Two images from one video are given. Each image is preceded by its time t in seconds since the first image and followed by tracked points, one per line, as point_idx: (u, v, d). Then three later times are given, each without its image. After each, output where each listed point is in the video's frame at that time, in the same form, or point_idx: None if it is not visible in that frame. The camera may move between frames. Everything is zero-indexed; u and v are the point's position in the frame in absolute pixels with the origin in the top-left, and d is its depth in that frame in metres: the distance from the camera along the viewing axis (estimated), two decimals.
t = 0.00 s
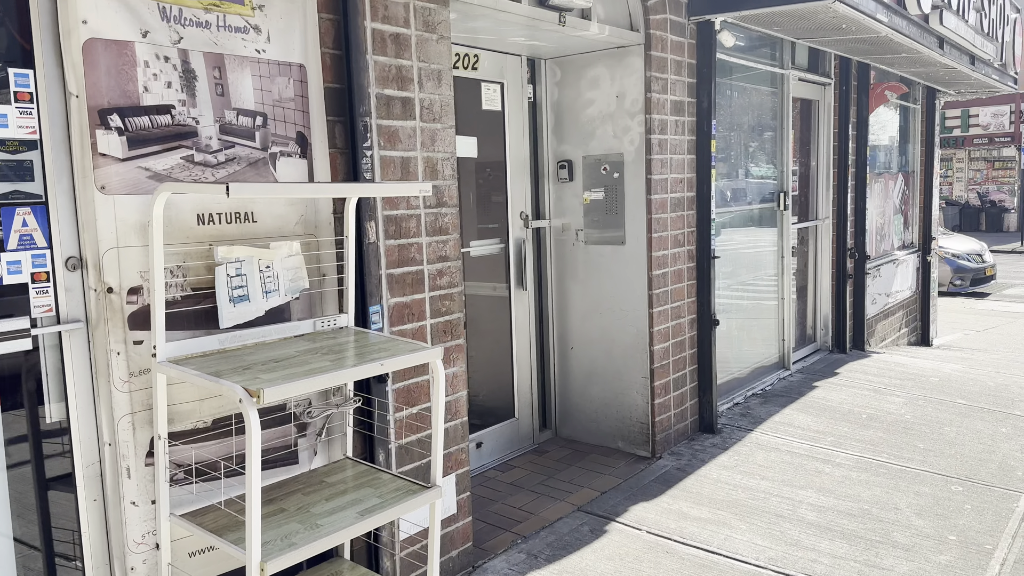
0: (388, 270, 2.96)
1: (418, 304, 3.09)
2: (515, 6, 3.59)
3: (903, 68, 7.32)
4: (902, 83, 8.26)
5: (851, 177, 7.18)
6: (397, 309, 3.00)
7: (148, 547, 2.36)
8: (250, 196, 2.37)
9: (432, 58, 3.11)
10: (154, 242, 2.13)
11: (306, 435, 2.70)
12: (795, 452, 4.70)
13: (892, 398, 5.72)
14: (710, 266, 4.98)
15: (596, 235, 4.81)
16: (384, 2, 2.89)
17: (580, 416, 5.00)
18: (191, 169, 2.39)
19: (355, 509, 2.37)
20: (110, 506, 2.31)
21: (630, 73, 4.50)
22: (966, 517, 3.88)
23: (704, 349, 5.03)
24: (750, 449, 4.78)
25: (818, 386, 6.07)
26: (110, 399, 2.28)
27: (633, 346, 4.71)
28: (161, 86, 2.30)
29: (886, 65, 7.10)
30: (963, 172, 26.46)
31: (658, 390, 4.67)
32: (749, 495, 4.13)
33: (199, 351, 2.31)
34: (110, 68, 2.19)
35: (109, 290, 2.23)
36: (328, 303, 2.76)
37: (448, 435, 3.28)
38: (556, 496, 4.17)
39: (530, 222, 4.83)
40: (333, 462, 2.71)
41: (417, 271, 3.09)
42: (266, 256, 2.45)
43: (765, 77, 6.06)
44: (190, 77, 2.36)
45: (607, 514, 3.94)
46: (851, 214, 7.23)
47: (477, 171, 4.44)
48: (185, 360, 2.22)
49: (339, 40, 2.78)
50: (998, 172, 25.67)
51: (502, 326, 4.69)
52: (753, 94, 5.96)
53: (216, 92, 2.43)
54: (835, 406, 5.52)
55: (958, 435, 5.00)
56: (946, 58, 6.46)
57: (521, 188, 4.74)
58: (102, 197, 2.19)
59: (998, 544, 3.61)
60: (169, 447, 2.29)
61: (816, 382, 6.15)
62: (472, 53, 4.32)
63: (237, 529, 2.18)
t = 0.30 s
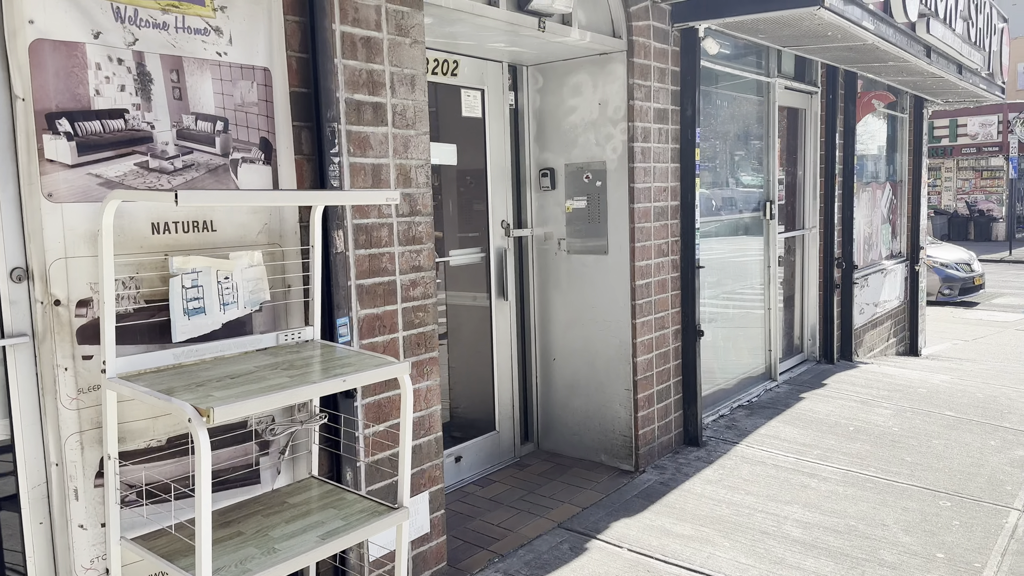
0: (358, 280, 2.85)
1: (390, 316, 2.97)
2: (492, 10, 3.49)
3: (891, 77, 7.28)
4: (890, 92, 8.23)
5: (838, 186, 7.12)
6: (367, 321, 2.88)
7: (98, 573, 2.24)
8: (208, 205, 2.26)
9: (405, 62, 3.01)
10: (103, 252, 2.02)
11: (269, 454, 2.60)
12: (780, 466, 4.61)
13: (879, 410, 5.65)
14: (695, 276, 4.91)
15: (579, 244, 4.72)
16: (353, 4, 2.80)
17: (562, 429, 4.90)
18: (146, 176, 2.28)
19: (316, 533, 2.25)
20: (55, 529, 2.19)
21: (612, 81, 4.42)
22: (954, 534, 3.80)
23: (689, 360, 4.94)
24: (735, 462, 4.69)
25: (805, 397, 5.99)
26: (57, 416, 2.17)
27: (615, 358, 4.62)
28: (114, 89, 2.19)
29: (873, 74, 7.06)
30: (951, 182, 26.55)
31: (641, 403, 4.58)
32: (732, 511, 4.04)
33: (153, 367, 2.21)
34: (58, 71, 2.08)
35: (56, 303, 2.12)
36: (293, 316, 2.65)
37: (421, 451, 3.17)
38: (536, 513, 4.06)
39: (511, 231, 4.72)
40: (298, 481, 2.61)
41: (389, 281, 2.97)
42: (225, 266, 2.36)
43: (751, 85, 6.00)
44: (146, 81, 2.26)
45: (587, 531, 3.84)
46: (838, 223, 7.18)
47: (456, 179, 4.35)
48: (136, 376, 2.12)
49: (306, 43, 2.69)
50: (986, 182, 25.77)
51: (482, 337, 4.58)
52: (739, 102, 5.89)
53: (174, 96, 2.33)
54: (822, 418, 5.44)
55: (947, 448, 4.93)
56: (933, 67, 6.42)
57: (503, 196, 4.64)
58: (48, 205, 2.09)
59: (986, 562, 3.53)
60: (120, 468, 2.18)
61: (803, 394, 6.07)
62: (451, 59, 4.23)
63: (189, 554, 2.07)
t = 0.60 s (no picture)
0: (313, 292, 2.73)
1: (348, 329, 2.85)
2: (459, 15, 3.39)
3: (873, 88, 7.24)
4: (872, 103, 8.20)
5: (820, 197, 7.07)
6: (324, 335, 2.76)
7: None
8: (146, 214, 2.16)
9: (365, 67, 2.91)
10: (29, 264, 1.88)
11: (214, 475, 2.49)
12: (759, 482, 4.51)
13: (861, 423, 5.57)
14: (672, 288, 4.81)
15: (554, 255, 4.62)
16: (309, 6, 2.70)
17: (537, 444, 4.78)
18: (80, 183, 2.18)
19: (259, 560, 2.12)
20: None
21: (587, 89, 4.34)
22: (935, 552, 3.70)
23: (666, 373, 4.84)
24: (714, 478, 4.59)
25: (787, 411, 5.90)
26: None
27: (591, 371, 4.51)
28: (46, 92, 2.08)
29: (854, 84, 7.02)
30: (937, 194, 26.67)
31: (617, 417, 4.47)
32: (709, 529, 3.93)
33: (86, 384, 2.09)
34: None
35: None
36: (243, 330, 2.54)
37: (383, 470, 3.04)
38: (507, 532, 3.94)
39: (485, 241, 4.60)
40: (247, 503, 2.49)
41: (348, 293, 2.86)
42: (166, 277, 2.23)
43: (731, 93, 5.94)
44: (81, 83, 2.15)
45: (559, 550, 3.73)
46: (820, 234, 7.12)
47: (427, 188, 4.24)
48: (66, 395, 1.99)
49: (257, 46, 2.58)
50: (972, 194, 25.91)
51: (455, 350, 4.46)
52: (719, 112, 5.83)
53: (112, 99, 2.22)
54: (803, 432, 5.35)
55: (929, 463, 4.84)
56: (914, 77, 6.38)
57: (476, 206, 4.53)
58: None
59: None
60: (49, 492, 2.06)
61: (785, 407, 5.99)
62: (421, 66, 4.13)
63: None
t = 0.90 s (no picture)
0: (263, 317, 2.61)
1: (301, 355, 2.73)
2: (420, 30, 3.30)
3: (850, 103, 7.22)
4: (850, 119, 8.19)
5: (797, 214, 7.03)
6: (273, 361, 2.64)
7: None
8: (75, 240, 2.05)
9: (320, 83, 2.80)
10: None
11: (154, 512, 2.37)
12: (735, 506, 4.41)
13: (839, 443, 5.49)
14: (646, 306, 4.72)
15: (525, 274, 4.50)
16: (258, 20, 2.60)
17: (509, 468, 4.64)
18: (5, 207, 2.07)
19: None
20: None
21: (557, 105, 4.24)
22: None
23: (640, 394, 4.74)
24: (689, 502, 4.49)
25: (765, 430, 5.81)
26: None
27: (564, 392, 4.39)
28: None
29: (830, 100, 7.00)
30: (918, 208, 26.86)
31: (590, 440, 4.35)
32: (682, 556, 3.82)
33: (9, 420, 1.97)
34: None
35: None
36: (185, 358, 2.42)
37: (340, 502, 2.91)
38: (474, 561, 3.82)
39: (455, 259, 4.47)
40: (191, 540, 2.34)
41: (302, 317, 2.73)
42: (98, 305, 2.10)
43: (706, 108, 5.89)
44: (6, 101, 2.04)
45: None
46: (798, 250, 7.07)
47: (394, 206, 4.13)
48: None
49: (201, 61, 2.47)
50: (953, 208, 26.10)
51: (424, 371, 4.33)
52: (694, 127, 5.77)
53: (41, 117, 2.11)
54: (780, 452, 5.27)
55: (907, 484, 4.76)
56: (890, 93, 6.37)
57: (445, 224, 4.40)
58: None
59: None
60: None
61: (763, 426, 5.90)
62: (387, 81, 4.03)
63: None
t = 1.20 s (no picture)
0: (212, 338, 2.47)
1: (253, 379, 2.59)
2: (383, 39, 3.18)
3: (826, 116, 7.18)
4: (826, 131, 8.17)
5: (774, 226, 6.97)
6: (223, 385, 2.50)
7: None
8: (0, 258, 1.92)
9: (274, 92, 2.68)
10: None
11: (90, 549, 2.24)
12: (714, 526, 4.29)
13: (819, 459, 5.40)
14: (621, 321, 4.61)
15: (497, 289, 4.35)
16: (208, 26, 2.47)
17: (482, 490, 4.48)
18: None
19: None
20: None
21: (528, 116, 4.13)
22: None
23: (617, 411, 4.61)
24: (667, 522, 4.36)
25: (744, 446, 5.71)
26: None
27: (538, 411, 4.24)
28: None
29: (807, 112, 6.96)
30: (895, 219, 27.09)
31: (565, 460, 4.20)
32: None
33: None
34: None
35: None
36: (125, 383, 2.28)
37: (297, 533, 2.76)
38: None
39: (425, 275, 4.31)
40: None
41: (255, 338, 2.60)
42: (26, 329, 2.02)
43: (682, 120, 5.82)
44: None
45: None
46: (776, 263, 7.01)
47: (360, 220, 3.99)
48: None
49: (144, 69, 2.35)
50: (929, 220, 26.34)
51: (393, 391, 4.18)
52: (670, 139, 5.69)
53: None
54: (760, 469, 5.16)
55: (889, 501, 4.67)
56: (866, 105, 6.34)
57: (415, 239, 4.25)
58: None
59: None
60: None
61: (743, 442, 5.81)
62: (352, 91, 3.89)
63: None
